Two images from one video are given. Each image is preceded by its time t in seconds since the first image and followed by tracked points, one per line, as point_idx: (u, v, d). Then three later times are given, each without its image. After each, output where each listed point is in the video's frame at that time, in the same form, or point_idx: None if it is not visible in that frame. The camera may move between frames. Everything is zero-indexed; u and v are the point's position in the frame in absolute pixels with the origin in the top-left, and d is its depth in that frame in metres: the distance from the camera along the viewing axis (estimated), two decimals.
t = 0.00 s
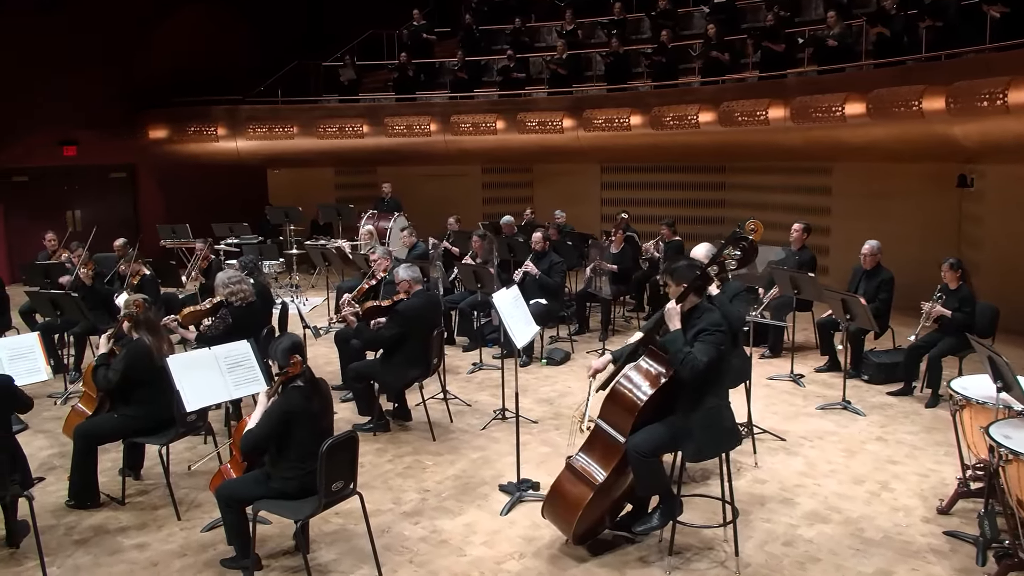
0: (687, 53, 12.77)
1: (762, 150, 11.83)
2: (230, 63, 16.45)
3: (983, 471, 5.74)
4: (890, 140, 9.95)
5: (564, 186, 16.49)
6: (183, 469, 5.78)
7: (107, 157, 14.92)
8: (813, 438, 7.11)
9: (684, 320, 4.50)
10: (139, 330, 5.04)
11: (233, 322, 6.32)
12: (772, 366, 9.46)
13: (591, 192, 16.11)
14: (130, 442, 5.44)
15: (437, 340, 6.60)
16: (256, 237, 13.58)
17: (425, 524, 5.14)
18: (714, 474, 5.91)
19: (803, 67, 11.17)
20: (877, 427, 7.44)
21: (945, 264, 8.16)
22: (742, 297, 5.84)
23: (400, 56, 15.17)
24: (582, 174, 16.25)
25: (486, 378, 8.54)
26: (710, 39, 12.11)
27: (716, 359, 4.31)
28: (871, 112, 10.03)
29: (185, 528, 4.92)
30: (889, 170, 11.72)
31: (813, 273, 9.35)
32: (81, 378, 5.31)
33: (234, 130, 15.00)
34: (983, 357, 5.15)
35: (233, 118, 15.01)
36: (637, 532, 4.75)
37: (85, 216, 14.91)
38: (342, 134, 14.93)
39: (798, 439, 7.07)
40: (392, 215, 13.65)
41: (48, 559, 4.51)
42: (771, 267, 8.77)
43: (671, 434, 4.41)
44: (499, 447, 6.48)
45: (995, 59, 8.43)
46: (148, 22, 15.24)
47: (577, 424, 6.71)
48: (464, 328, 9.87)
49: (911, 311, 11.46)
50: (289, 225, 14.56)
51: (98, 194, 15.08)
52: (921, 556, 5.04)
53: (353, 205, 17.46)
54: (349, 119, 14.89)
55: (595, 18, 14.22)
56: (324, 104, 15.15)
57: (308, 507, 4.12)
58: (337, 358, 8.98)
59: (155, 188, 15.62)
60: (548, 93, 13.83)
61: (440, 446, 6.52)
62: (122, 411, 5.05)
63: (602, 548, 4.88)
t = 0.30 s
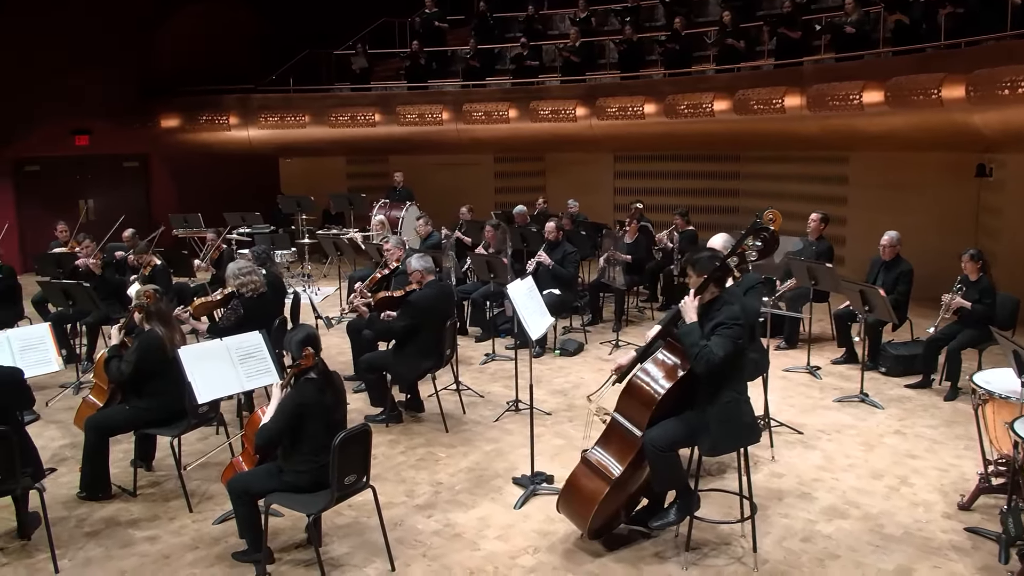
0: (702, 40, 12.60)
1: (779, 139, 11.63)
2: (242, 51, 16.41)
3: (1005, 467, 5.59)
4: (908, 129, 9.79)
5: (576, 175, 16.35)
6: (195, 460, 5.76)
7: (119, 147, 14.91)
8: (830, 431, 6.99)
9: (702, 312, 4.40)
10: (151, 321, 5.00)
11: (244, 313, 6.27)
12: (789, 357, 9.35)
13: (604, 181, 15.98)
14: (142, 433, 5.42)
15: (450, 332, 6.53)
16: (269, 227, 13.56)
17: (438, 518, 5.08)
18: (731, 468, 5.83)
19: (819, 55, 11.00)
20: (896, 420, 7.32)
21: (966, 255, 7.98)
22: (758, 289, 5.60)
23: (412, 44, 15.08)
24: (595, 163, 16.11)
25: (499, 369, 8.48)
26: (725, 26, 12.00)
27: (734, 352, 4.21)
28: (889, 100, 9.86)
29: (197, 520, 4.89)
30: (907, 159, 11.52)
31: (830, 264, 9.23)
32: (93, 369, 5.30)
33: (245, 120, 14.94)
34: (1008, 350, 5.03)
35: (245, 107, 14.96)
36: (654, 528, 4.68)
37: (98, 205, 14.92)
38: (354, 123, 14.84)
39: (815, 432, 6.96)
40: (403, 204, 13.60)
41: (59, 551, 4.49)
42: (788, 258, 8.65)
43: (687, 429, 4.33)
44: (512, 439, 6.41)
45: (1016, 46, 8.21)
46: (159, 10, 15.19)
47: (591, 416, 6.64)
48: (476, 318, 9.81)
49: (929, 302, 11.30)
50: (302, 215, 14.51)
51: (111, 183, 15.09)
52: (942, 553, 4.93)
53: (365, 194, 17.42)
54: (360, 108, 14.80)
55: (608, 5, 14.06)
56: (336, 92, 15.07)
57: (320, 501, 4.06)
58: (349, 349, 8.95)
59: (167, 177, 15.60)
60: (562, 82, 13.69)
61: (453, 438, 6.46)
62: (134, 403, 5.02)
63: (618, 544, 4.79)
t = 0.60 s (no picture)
0: (716, 25, 12.42)
1: (796, 126, 11.43)
2: (253, 37, 16.35)
3: None
4: (927, 115, 9.59)
5: (589, 162, 16.21)
6: (206, 450, 5.74)
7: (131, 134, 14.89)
8: (847, 423, 6.88)
9: (721, 302, 4.31)
10: (160, 311, 4.98)
11: (256, 301, 6.21)
12: (805, 347, 9.24)
13: (617, 169, 15.83)
14: (153, 424, 5.42)
15: (463, 321, 6.46)
16: (280, 215, 13.52)
17: (451, 510, 5.03)
18: (747, 461, 5.74)
19: (837, 40, 10.80)
20: (914, 412, 7.20)
21: (984, 245, 7.84)
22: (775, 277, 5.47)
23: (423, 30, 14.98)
24: (608, 150, 15.96)
25: (511, 358, 8.41)
26: (740, 11, 11.83)
27: (753, 342, 4.13)
28: (907, 86, 9.64)
29: (208, 512, 4.87)
30: (926, 147, 11.34)
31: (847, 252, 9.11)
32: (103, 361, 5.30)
33: (256, 107, 14.87)
34: None
35: (256, 94, 14.89)
36: (670, 522, 4.53)
37: (110, 192, 14.90)
38: (366, 110, 14.72)
39: (832, 424, 6.85)
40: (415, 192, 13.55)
41: (70, 543, 4.48)
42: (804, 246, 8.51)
43: (705, 420, 4.25)
44: (525, 430, 6.35)
45: None
46: None
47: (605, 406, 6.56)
48: (488, 307, 9.74)
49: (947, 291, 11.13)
50: (313, 202, 14.44)
51: (122, 171, 15.08)
52: (963, 548, 4.81)
53: (376, 181, 17.35)
54: (372, 95, 14.70)
55: None
56: (348, 79, 14.98)
57: (332, 493, 4.02)
58: (361, 338, 8.90)
59: (178, 166, 15.57)
60: (574, 68, 13.56)
61: (466, 428, 6.41)
62: (144, 393, 4.99)
63: (633, 536, 4.72)
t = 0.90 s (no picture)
0: (731, 11, 12.24)
1: (811, 113, 11.24)
2: (264, 24, 16.28)
3: None
4: (945, 103, 9.37)
5: (601, 150, 16.06)
6: (217, 440, 5.72)
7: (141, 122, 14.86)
8: (864, 415, 6.78)
9: (737, 294, 4.24)
10: (172, 301, 4.91)
11: (267, 291, 6.16)
12: (820, 337, 9.12)
13: (629, 156, 15.69)
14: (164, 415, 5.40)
15: (475, 311, 6.39)
16: (291, 203, 13.48)
17: (463, 503, 4.98)
18: (762, 454, 5.65)
19: (854, 26, 10.61)
20: (931, 404, 7.08)
21: (1004, 234, 7.71)
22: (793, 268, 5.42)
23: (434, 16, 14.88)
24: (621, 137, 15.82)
25: (523, 348, 8.35)
26: None
27: (771, 334, 4.04)
28: (925, 73, 9.44)
29: (219, 504, 4.85)
30: (944, 134, 11.13)
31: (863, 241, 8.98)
32: (113, 350, 5.25)
33: (267, 94, 14.82)
34: None
35: (266, 82, 14.82)
36: (685, 517, 4.44)
37: (122, 180, 14.92)
38: (377, 97, 14.65)
39: (848, 416, 6.75)
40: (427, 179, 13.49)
41: (81, 536, 4.47)
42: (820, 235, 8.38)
43: (722, 414, 4.17)
44: (538, 421, 6.29)
45: None
46: None
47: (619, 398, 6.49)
48: (500, 296, 9.68)
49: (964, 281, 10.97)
50: (324, 190, 14.38)
51: (133, 159, 15.06)
52: (983, 545, 4.71)
53: (387, 169, 17.29)
54: (382, 82, 14.60)
55: None
56: (359, 67, 14.88)
57: (343, 487, 3.97)
58: (372, 327, 8.86)
59: (189, 154, 15.55)
60: (587, 54, 13.42)
61: (478, 420, 6.35)
62: (156, 384, 4.95)
63: (648, 531, 4.65)
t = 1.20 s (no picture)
0: None
1: (827, 102, 11.05)
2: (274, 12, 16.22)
3: None
4: (964, 91, 9.20)
5: (613, 139, 15.92)
6: (228, 434, 5.70)
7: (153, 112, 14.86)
8: (880, 410, 6.67)
9: (754, 289, 4.15)
10: (184, 295, 4.88)
11: (276, 284, 6.12)
12: (835, 329, 9.01)
13: (642, 144, 15.54)
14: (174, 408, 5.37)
15: (487, 304, 6.32)
16: (302, 192, 13.44)
17: (475, 499, 4.93)
18: (778, 450, 5.56)
19: (871, 14, 10.43)
20: (950, 399, 6.97)
21: None
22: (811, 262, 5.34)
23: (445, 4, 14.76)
24: (634, 125, 15.65)
25: (535, 340, 8.29)
26: None
27: (789, 330, 3.95)
28: (943, 61, 9.26)
29: (229, 499, 4.82)
30: (962, 123, 10.95)
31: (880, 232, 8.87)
32: (124, 344, 5.21)
33: (278, 83, 14.76)
34: None
35: (277, 71, 14.76)
36: (700, 515, 4.40)
37: (133, 169, 14.90)
38: (387, 86, 14.57)
39: (865, 411, 6.65)
40: (438, 168, 13.42)
41: (91, 530, 4.45)
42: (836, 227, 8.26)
43: (739, 413, 4.08)
44: (550, 415, 6.23)
45: None
46: None
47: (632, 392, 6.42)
48: (512, 287, 9.61)
49: (982, 272, 10.83)
50: (335, 180, 14.32)
51: (145, 148, 15.06)
52: (1004, 545, 4.61)
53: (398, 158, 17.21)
54: (394, 71, 14.51)
55: None
56: (369, 55, 14.77)
57: (354, 485, 3.92)
58: (383, 318, 8.81)
59: (199, 143, 15.53)
60: (599, 43, 13.26)
61: (490, 413, 6.30)
62: (166, 377, 4.92)
63: (661, 530, 4.58)
